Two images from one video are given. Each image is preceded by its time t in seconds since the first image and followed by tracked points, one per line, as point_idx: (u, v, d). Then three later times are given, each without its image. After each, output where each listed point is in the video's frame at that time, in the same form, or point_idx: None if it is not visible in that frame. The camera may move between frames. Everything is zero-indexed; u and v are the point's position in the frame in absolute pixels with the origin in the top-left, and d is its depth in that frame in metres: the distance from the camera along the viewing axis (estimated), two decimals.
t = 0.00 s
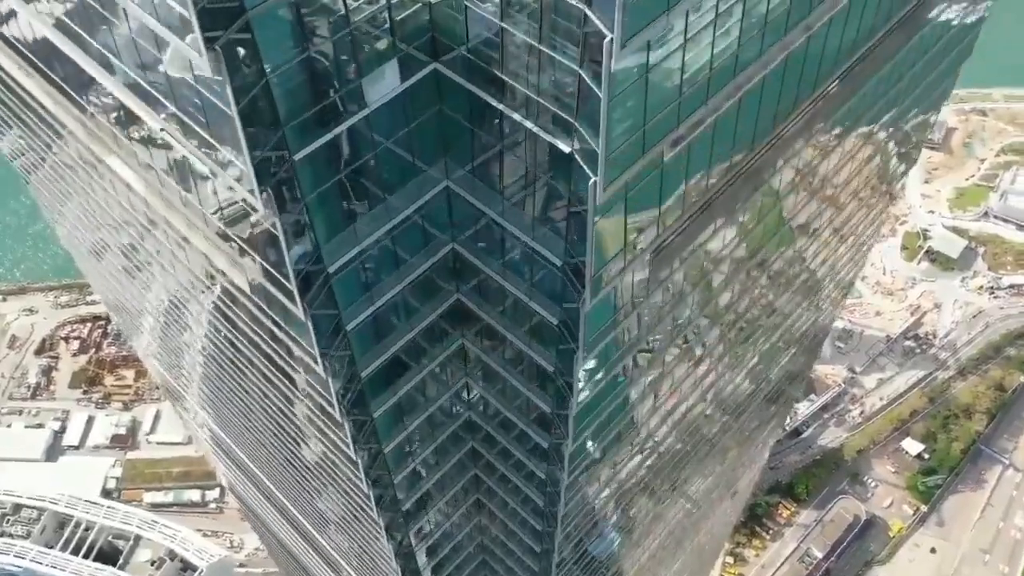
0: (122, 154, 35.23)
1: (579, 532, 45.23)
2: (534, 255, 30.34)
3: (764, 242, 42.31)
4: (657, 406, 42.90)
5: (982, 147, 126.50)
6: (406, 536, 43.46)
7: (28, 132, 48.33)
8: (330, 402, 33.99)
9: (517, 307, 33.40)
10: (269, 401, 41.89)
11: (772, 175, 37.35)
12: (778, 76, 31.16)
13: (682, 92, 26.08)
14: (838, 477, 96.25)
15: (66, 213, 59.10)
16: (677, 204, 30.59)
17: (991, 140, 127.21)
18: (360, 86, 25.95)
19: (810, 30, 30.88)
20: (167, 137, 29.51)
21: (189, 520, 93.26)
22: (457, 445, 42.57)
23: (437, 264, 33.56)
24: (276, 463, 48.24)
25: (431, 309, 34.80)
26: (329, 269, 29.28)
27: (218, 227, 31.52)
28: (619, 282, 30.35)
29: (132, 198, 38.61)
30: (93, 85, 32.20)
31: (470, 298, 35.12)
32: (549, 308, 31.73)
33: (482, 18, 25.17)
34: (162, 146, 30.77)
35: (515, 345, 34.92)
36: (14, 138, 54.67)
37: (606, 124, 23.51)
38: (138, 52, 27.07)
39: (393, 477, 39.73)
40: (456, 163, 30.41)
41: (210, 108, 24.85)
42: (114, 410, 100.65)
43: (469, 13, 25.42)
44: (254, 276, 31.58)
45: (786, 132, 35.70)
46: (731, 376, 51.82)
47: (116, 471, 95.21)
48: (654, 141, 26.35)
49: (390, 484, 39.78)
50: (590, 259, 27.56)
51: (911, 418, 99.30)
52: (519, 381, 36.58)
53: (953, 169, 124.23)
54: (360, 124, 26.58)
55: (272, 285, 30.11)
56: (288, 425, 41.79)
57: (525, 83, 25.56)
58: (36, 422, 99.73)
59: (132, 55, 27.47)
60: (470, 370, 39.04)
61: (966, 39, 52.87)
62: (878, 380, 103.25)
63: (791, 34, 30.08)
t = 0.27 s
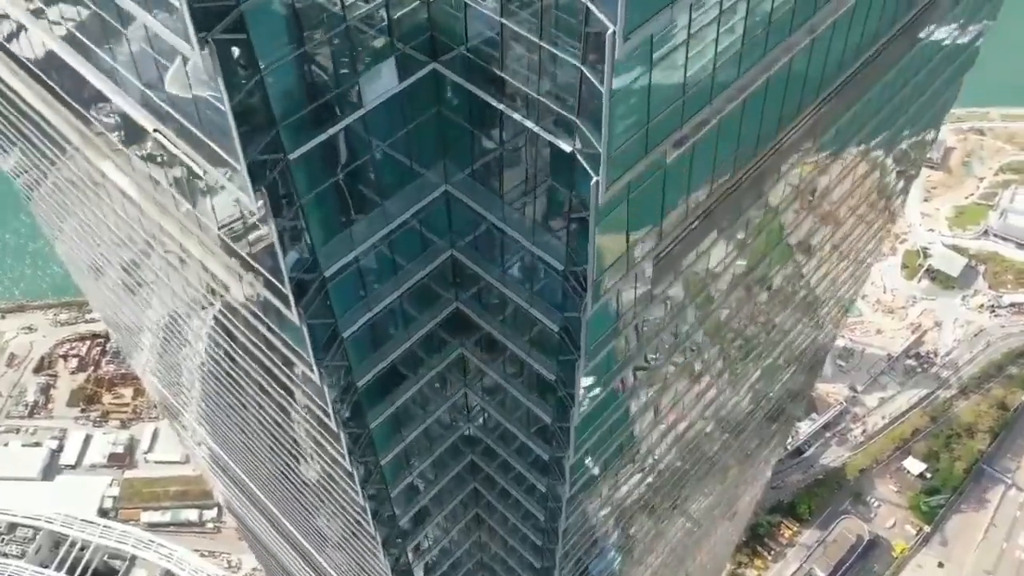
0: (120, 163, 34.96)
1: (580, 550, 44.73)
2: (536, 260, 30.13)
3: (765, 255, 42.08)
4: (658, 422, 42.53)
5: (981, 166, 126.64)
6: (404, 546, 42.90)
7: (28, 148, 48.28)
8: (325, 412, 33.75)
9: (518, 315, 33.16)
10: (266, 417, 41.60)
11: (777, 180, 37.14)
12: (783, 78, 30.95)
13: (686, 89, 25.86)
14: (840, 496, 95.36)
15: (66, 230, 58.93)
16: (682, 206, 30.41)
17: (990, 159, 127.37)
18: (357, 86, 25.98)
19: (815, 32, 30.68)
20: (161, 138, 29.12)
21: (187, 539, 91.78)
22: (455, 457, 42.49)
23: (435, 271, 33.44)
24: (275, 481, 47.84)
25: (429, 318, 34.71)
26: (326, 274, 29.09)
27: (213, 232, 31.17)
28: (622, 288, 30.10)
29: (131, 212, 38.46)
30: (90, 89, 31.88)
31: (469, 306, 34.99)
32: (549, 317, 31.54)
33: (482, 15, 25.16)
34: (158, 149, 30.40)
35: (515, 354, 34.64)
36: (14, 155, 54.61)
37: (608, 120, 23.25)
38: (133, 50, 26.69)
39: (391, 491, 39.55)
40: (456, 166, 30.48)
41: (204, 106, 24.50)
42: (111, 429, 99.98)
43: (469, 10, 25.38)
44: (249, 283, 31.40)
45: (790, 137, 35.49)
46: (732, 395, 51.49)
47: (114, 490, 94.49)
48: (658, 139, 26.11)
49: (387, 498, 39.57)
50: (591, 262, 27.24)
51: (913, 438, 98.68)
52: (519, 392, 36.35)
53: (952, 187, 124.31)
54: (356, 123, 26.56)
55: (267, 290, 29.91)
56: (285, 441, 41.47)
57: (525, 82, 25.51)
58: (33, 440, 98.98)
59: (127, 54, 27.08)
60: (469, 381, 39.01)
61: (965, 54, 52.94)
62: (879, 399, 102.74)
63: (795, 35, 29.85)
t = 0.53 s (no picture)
0: (119, 171, 34.73)
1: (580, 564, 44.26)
2: (536, 264, 29.93)
3: (766, 266, 41.85)
4: (659, 434, 42.15)
5: (980, 183, 126.77)
6: (402, 549, 42.44)
7: (28, 162, 48.15)
8: (322, 419, 33.44)
9: (518, 320, 32.91)
10: (264, 430, 41.40)
11: (781, 185, 36.93)
12: (787, 79, 30.72)
13: (690, 87, 25.65)
14: (842, 513, 94.58)
15: (66, 245, 58.71)
16: (685, 207, 30.18)
17: (989, 175, 127.52)
18: (354, 85, 25.79)
19: (819, 33, 30.44)
20: (154, 138, 28.74)
21: (184, 556, 91.04)
22: (454, 469, 42.21)
23: (434, 276, 33.29)
24: (275, 496, 47.40)
25: (428, 323, 34.51)
26: (323, 277, 28.82)
27: (208, 234, 30.81)
28: (625, 290, 29.83)
29: (131, 224, 38.28)
30: (89, 94, 31.67)
31: (468, 312, 34.80)
32: (550, 322, 31.30)
33: (483, 11, 25.00)
34: (153, 150, 30.07)
35: (515, 361, 34.39)
36: (15, 169, 54.49)
37: (611, 115, 23.04)
38: (127, 46, 26.32)
39: (389, 503, 39.24)
40: (455, 170, 30.36)
41: (198, 101, 24.20)
42: (110, 445, 99.44)
43: (469, 6, 25.25)
44: (245, 288, 31.23)
45: (793, 141, 35.29)
46: (732, 412, 51.21)
47: (111, 506, 93.96)
48: (661, 138, 25.87)
49: (384, 508, 39.26)
50: (592, 263, 27.02)
51: (915, 454, 98.06)
52: (518, 401, 36.09)
53: (952, 204, 124.40)
54: (353, 122, 26.38)
55: (262, 294, 29.71)
56: (283, 454, 41.23)
57: (526, 80, 25.41)
58: (30, 456, 98.57)
59: (122, 52, 26.79)
60: (467, 391, 38.79)
61: (965, 67, 52.92)
62: (881, 416, 102.32)
63: (800, 35, 29.62)
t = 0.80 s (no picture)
0: (118, 180, 34.54)
1: None
2: (536, 268, 29.73)
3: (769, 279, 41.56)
4: (660, 450, 41.69)
5: (979, 204, 126.95)
6: (399, 563, 41.90)
7: (30, 178, 47.97)
8: (316, 428, 33.10)
9: (518, 326, 32.66)
10: (261, 447, 41.13)
11: (787, 189, 36.68)
12: (792, 80, 30.48)
13: (694, 84, 25.39)
14: (845, 536, 93.67)
15: (65, 264, 58.38)
16: (689, 210, 29.85)
17: (989, 197, 127.71)
18: (351, 83, 25.73)
19: (823, 33, 30.28)
20: (148, 137, 28.48)
21: None
22: (453, 484, 41.88)
23: (432, 283, 33.19)
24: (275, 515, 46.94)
25: (426, 330, 34.36)
26: (317, 280, 28.76)
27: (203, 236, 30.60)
28: (628, 294, 29.47)
29: (131, 237, 38.15)
30: (86, 99, 31.36)
31: (467, 320, 34.67)
32: (550, 328, 31.07)
33: (483, 7, 24.81)
34: (148, 152, 29.87)
35: (515, 369, 34.14)
36: (16, 187, 54.28)
37: (614, 108, 22.78)
38: (121, 45, 26.15)
39: (386, 518, 38.91)
40: (453, 174, 30.31)
41: (189, 93, 23.97)
42: (108, 466, 98.78)
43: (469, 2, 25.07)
44: (239, 294, 31.07)
45: (798, 146, 35.04)
46: (732, 433, 50.90)
47: (108, 528, 93.46)
48: (665, 135, 25.58)
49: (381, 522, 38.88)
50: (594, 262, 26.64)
51: (917, 476, 97.33)
52: (518, 411, 35.78)
53: (952, 225, 124.46)
54: (347, 120, 26.33)
55: (256, 298, 29.54)
56: (280, 471, 40.92)
57: (527, 75, 25.17)
58: (28, 478, 98.17)
59: (117, 52, 26.59)
60: (465, 402, 38.58)
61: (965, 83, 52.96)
62: (882, 437, 101.79)
63: (804, 35, 29.41)
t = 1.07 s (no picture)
0: (115, 187, 34.20)
1: None
2: (537, 272, 29.37)
3: (770, 291, 41.11)
4: (662, 464, 41.09)
5: (979, 223, 126.84)
6: None
7: (30, 192, 47.73)
8: (312, 436, 32.60)
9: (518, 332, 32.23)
10: (259, 461, 40.73)
11: (791, 193, 36.35)
12: (796, 81, 30.22)
13: (697, 81, 25.00)
14: (848, 556, 92.67)
15: (64, 281, 57.97)
16: (691, 212, 29.44)
17: (989, 216, 127.62)
18: (346, 79, 25.54)
19: (827, 34, 29.99)
20: (140, 135, 28.08)
21: None
22: (453, 498, 41.51)
23: (431, 288, 32.87)
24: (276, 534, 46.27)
25: (425, 337, 34.02)
26: (313, 283, 28.43)
27: (196, 239, 30.29)
28: (630, 299, 28.99)
29: (129, 250, 37.90)
30: (83, 104, 31.04)
31: (466, 326, 34.35)
32: (551, 334, 30.67)
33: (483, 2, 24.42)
34: (141, 152, 29.47)
35: (515, 377, 33.74)
36: (17, 202, 54.03)
37: (616, 102, 22.36)
38: (114, 44, 25.91)
39: (383, 532, 38.48)
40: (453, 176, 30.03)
41: (182, 87, 23.68)
42: (105, 485, 98.01)
43: None
44: (234, 297, 30.72)
45: (801, 151, 34.72)
46: (733, 451, 50.35)
47: (104, 548, 92.63)
48: (668, 132, 25.17)
49: (378, 536, 38.46)
50: (595, 266, 26.23)
51: (920, 496, 96.45)
52: (518, 420, 35.33)
53: (952, 243, 124.27)
54: (343, 117, 26.09)
55: (250, 301, 29.16)
56: (278, 486, 40.50)
57: (527, 71, 24.74)
58: (25, 497, 97.41)
59: (111, 50, 26.26)
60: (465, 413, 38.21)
61: (967, 97, 52.72)
62: (885, 456, 101.07)
63: (808, 34, 29.08)
